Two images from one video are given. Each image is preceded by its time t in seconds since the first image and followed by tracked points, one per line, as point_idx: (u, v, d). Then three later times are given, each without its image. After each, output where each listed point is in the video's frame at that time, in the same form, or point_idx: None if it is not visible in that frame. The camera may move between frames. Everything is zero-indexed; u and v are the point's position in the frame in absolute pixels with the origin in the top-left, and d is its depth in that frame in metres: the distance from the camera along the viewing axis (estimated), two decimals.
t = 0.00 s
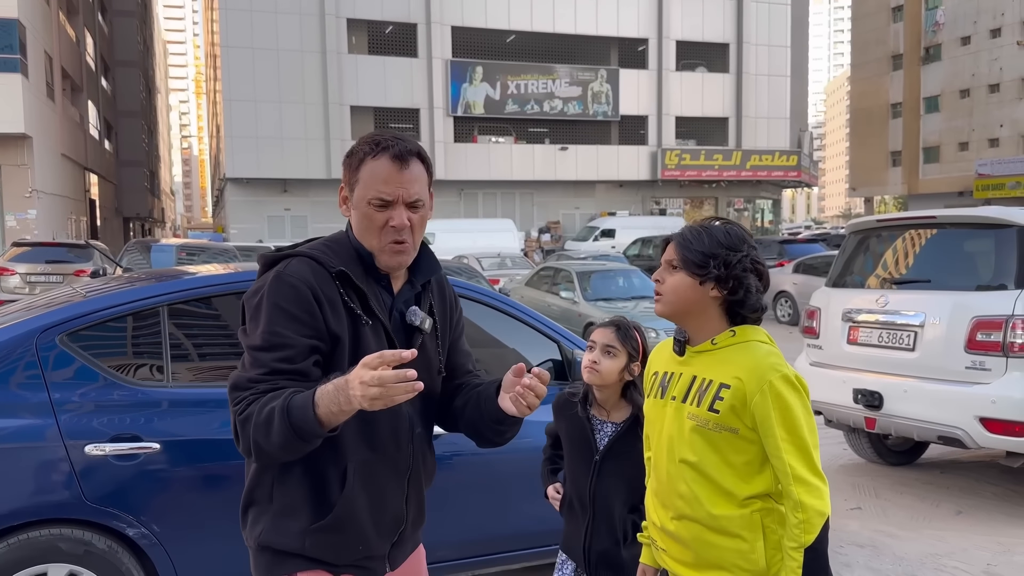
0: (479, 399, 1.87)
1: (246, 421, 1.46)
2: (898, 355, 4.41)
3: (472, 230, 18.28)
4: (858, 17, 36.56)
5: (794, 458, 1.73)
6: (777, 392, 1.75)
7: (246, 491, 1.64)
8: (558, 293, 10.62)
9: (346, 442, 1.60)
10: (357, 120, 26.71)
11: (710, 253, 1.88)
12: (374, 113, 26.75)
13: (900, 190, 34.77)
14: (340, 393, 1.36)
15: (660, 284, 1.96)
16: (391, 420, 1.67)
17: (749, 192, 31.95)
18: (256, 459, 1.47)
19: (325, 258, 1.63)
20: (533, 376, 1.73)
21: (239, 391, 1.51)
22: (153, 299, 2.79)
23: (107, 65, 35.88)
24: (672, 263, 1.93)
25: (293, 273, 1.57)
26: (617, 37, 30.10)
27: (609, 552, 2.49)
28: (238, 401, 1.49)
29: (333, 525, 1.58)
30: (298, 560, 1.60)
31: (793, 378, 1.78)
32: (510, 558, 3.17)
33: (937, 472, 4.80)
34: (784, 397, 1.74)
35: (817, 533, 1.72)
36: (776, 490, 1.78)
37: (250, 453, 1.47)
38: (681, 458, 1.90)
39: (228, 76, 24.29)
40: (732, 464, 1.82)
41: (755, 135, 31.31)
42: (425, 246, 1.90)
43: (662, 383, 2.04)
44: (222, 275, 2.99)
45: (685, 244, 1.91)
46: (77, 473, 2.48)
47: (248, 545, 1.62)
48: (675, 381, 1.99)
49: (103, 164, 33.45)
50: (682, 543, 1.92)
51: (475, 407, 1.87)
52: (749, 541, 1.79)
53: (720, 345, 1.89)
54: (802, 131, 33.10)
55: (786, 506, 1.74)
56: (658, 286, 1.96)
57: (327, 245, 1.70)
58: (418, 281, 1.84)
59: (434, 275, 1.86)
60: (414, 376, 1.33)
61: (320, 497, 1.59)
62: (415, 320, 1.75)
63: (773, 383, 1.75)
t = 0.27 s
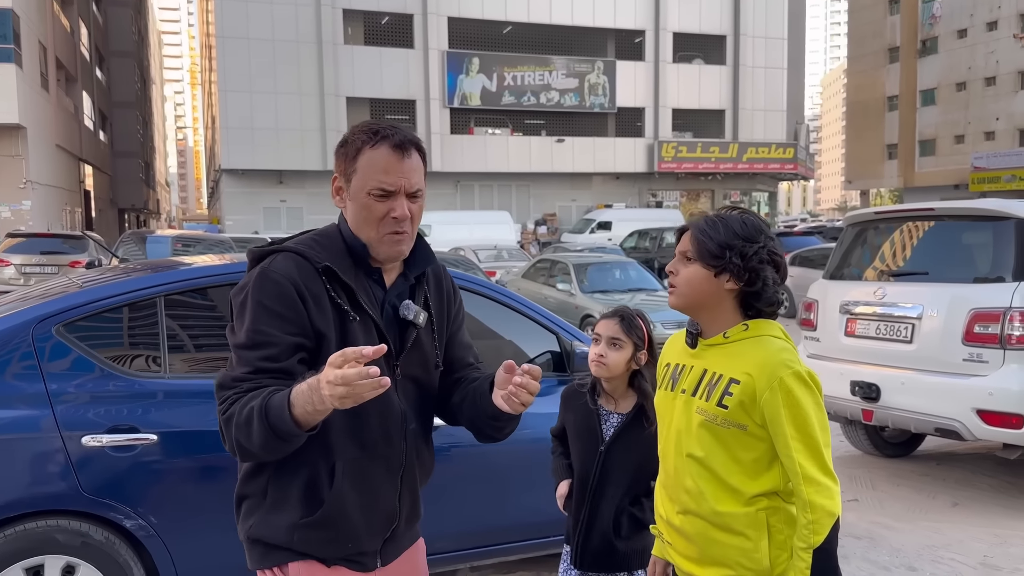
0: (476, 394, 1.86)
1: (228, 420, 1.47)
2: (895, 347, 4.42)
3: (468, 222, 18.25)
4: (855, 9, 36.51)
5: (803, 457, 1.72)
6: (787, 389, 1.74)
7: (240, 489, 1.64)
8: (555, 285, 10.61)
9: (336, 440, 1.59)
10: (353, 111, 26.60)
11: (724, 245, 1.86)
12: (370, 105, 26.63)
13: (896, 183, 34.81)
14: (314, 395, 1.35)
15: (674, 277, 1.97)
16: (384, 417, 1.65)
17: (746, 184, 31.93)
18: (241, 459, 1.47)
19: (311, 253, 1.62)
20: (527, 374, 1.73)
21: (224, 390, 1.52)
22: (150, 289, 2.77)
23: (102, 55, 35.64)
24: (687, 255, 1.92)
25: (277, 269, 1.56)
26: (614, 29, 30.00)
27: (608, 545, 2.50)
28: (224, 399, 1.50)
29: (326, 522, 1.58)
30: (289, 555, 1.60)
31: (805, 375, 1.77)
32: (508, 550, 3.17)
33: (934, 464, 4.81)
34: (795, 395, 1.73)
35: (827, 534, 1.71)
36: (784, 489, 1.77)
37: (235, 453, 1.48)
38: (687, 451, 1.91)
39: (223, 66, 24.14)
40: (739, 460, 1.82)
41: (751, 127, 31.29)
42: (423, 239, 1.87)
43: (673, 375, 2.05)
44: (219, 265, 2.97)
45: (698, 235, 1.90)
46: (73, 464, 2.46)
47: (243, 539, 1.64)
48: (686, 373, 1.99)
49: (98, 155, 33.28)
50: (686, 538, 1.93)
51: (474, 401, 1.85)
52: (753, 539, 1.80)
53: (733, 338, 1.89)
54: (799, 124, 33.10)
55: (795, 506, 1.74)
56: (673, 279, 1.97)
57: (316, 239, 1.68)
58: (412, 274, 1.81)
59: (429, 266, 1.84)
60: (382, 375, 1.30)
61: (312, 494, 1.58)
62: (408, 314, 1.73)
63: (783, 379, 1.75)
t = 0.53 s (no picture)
0: (459, 399, 1.84)
1: (191, 442, 1.42)
2: (894, 342, 4.41)
3: (465, 216, 18.19)
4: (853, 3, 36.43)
5: (816, 461, 1.70)
6: (800, 391, 1.72)
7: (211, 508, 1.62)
8: (553, 279, 10.59)
9: (313, 454, 1.57)
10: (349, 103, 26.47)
11: (742, 239, 1.88)
12: (366, 97, 26.50)
13: (893, 177, 34.81)
14: (283, 419, 1.32)
15: (689, 275, 1.98)
16: (360, 428, 1.64)
17: (743, 178, 31.88)
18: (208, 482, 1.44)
19: (274, 257, 1.57)
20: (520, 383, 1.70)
21: (186, 409, 1.48)
22: (146, 283, 2.74)
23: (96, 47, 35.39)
24: (701, 251, 1.94)
25: (236, 275, 1.52)
26: (611, 22, 29.88)
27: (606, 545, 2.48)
28: (185, 419, 1.46)
29: (303, 543, 1.55)
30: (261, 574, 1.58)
31: (820, 378, 1.74)
32: (506, 546, 3.16)
33: (933, 459, 4.81)
34: (808, 397, 1.71)
35: (836, 542, 1.69)
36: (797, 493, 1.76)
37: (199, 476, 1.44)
38: (699, 452, 1.92)
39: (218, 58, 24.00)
40: (749, 461, 1.82)
41: (749, 121, 31.24)
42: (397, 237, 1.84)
43: (687, 374, 2.06)
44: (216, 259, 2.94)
45: (712, 230, 1.92)
46: (67, 458, 2.44)
47: (217, 558, 1.61)
48: (698, 372, 2.00)
49: (93, 148, 33.10)
50: (698, 540, 1.95)
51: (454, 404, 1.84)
52: (763, 543, 1.79)
53: (747, 337, 1.88)
54: (796, 117, 33.05)
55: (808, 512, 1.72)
56: (688, 277, 1.99)
57: (276, 240, 1.64)
58: (382, 271, 1.79)
59: (399, 264, 1.81)
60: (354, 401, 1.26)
61: (290, 511, 1.56)
62: (378, 316, 1.71)
63: (796, 381, 1.73)
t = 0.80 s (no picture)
0: (458, 398, 1.81)
1: (193, 443, 1.40)
2: (895, 337, 4.41)
3: (463, 211, 18.15)
4: None
5: (831, 457, 1.68)
6: (815, 386, 1.70)
7: (209, 509, 1.61)
8: (551, 273, 10.57)
9: (313, 452, 1.55)
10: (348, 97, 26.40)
11: (756, 235, 1.87)
12: (365, 91, 26.42)
13: (891, 173, 34.85)
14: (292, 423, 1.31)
15: (701, 270, 1.97)
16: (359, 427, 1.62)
17: (741, 173, 31.88)
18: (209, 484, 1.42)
19: (274, 253, 1.55)
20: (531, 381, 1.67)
21: (186, 409, 1.45)
22: (143, 275, 2.72)
23: (93, 40, 35.22)
24: (712, 245, 1.93)
25: (236, 271, 1.49)
26: (610, 16, 29.79)
27: (608, 541, 2.48)
28: (186, 421, 1.43)
29: (304, 543, 1.53)
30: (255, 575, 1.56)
31: (835, 371, 1.72)
32: (507, 540, 3.15)
33: (933, 454, 4.81)
34: (822, 392, 1.70)
35: (856, 538, 1.67)
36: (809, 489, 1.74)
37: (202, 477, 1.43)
38: (710, 448, 1.91)
39: (216, 52, 23.90)
40: (760, 458, 1.81)
41: (747, 116, 31.22)
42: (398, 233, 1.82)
43: (697, 369, 2.05)
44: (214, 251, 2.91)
45: (724, 225, 1.91)
46: (65, 451, 2.42)
47: (215, 559, 1.58)
48: (709, 367, 1.99)
49: (90, 141, 32.95)
50: (705, 537, 1.94)
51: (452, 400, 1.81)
52: (773, 542, 1.78)
53: (758, 332, 1.87)
54: (795, 113, 33.01)
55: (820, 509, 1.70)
56: (699, 273, 1.98)
57: (276, 237, 1.61)
58: (383, 268, 1.77)
59: (400, 258, 1.78)
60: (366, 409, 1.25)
61: (291, 510, 1.54)
62: (379, 313, 1.69)
63: (810, 375, 1.71)
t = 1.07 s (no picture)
0: (465, 389, 1.80)
1: (216, 437, 1.36)
2: (897, 334, 4.40)
3: (462, 207, 18.10)
4: None
5: (833, 446, 1.67)
6: (815, 373, 1.69)
7: (213, 504, 1.58)
8: (551, 270, 10.55)
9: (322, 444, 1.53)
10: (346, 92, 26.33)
11: (758, 223, 1.86)
12: (363, 86, 26.35)
13: (890, 170, 34.86)
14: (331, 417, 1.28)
15: (702, 262, 1.96)
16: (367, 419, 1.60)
17: (740, 170, 31.86)
18: (228, 478, 1.38)
19: (288, 242, 1.52)
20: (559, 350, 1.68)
21: (201, 403, 1.41)
22: (142, 269, 2.70)
23: (91, 34, 35.09)
24: (713, 236, 1.92)
25: (253, 263, 1.46)
26: (610, 12, 29.72)
27: (613, 535, 2.46)
28: (202, 414, 1.40)
29: (310, 536, 1.52)
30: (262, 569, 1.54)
31: (834, 359, 1.72)
32: (509, 536, 3.14)
33: (934, 451, 4.81)
34: (822, 378, 1.69)
35: (855, 527, 1.65)
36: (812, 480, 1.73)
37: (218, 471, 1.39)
38: (710, 440, 1.89)
39: (215, 46, 23.81)
40: (762, 449, 1.79)
41: (746, 113, 31.18)
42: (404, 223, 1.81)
43: (696, 361, 2.03)
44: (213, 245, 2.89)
45: (725, 214, 1.90)
46: (64, 446, 2.40)
47: (220, 553, 1.56)
48: (709, 358, 1.98)
49: (88, 136, 32.82)
50: (706, 530, 1.92)
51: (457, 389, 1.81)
52: (775, 533, 1.76)
53: (758, 321, 1.86)
54: (794, 110, 32.98)
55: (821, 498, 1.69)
56: (700, 263, 1.96)
57: (289, 227, 1.58)
58: (391, 260, 1.76)
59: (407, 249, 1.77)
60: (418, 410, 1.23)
61: (298, 502, 1.52)
62: (389, 304, 1.68)
63: (810, 363, 1.70)
